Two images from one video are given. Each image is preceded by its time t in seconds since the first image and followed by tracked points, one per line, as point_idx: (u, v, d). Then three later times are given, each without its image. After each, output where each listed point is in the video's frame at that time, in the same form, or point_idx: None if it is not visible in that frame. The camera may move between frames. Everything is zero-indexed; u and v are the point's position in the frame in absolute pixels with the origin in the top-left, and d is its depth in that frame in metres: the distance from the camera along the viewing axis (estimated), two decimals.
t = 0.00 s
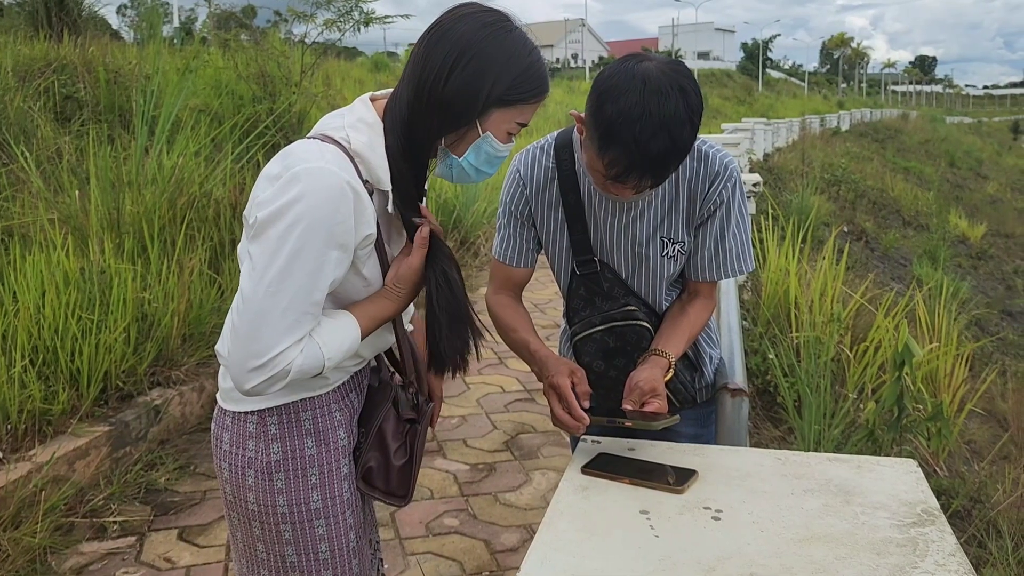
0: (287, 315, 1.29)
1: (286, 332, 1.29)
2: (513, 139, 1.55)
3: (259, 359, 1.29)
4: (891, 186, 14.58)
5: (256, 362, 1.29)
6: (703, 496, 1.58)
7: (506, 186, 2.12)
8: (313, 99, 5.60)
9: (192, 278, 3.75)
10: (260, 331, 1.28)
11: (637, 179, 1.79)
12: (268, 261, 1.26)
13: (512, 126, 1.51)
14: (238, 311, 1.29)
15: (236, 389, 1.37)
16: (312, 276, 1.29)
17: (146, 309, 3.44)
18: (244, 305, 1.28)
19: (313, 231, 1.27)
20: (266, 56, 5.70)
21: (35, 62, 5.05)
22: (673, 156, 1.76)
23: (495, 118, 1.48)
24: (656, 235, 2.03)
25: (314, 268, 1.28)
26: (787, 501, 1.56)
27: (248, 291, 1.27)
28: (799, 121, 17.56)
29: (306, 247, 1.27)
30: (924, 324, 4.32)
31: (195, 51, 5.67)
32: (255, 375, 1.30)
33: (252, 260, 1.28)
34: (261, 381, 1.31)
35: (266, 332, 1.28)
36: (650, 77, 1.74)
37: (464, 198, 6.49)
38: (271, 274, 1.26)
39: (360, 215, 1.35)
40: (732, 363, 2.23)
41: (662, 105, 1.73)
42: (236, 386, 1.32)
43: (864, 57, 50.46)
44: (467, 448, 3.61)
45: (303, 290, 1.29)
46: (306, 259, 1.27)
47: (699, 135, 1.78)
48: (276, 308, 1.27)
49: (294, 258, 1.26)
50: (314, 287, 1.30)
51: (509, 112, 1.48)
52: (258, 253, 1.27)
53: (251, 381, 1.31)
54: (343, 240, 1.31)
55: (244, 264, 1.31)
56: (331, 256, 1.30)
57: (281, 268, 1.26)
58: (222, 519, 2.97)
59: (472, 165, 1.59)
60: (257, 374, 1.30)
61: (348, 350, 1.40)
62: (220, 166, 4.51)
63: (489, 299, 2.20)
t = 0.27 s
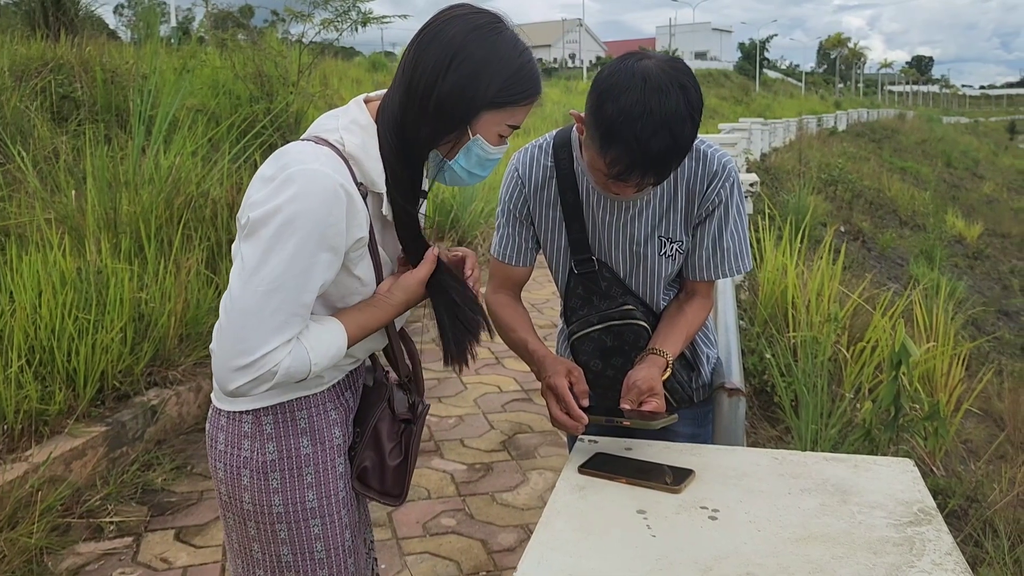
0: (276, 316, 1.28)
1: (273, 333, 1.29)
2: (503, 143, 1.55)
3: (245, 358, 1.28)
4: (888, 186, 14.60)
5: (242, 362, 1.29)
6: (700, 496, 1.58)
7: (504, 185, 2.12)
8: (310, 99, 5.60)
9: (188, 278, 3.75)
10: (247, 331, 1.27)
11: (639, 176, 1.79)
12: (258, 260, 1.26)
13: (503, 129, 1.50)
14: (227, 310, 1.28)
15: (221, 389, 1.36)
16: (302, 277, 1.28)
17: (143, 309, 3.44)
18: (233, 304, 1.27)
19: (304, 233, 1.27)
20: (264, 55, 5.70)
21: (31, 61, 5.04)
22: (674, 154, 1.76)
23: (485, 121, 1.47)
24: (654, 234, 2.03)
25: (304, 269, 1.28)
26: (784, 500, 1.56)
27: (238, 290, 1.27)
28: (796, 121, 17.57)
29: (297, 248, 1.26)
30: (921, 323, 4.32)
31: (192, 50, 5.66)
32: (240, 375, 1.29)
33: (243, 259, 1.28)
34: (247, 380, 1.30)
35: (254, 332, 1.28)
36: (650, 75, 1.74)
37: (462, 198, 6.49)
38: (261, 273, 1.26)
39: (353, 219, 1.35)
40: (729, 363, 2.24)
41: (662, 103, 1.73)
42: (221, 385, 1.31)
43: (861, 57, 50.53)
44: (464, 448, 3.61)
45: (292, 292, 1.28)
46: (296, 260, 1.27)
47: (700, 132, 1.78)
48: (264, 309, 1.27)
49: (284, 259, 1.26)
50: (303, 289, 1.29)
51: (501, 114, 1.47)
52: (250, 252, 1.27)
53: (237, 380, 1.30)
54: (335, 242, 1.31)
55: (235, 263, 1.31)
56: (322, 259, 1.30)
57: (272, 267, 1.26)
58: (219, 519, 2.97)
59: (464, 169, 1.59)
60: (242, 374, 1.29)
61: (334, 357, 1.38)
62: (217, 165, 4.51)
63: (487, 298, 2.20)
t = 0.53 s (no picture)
0: (268, 315, 1.28)
1: (265, 332, 1.29)
2: (500, 143, 1.54)
3: (237, 356, 1.29)
4: (884, 186, 14.62)
5: (231, 360, 1.30)
6: (696, 495, 1.58)
7: (502, 184, 2.12)
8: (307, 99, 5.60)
9: (185, 278, 3.74)
10: (238, 330, 1.28)
11: (638, 175, 1.79)
12: (250, 261, 1.26)
13: (498, 131, 1.50)
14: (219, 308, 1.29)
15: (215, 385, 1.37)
16: (294, 277, 1.28)
17: (139, 309, 3.44)
18: (224, 302, 1.28)
19: (295, 234, 1.26)
20: (260, 55, 5.69)
21: (27, 61, 5.03)
22: (674, 152, 1.76)
23: (480, 124, 1.46)
24: (652, 233, 2.03)
25: (296, 270, 1.28)
26: (781, 499, 1.56)
27: (230, 289, 1.27)
28: (794, 121, 17.60)
29: (289, 249, 1.26)
30: (918, 323, 4.33)
31: (189, 50, 5.65)
32: (230, 373, 1.31)
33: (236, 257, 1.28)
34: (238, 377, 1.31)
35: (246, 331, 1.28)
36: (650, 74, 1.75)
37: (459, 198, 6.49)
38: (253, 273, 1.26)
39: (347, 219, 1.35)
40: (726, 363, 2.24)
41: (662, 101, 1.73)
42: (211, 382, 1.33)
43: (858, 57, 50.60)
44: (461, 447, 3.60)
45: (283, 292, 1.28)
46: (287, 261, 1.26)
47: (698, 130, 1.79)
48: (254, 309, 1.27)
49: (276, 260, 1.26)
50: (295, 290, 1.29)
51: (494, 117, 1.47)
52: (242, 250, 1.27)
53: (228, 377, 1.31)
54: (328, 243, 1.30)
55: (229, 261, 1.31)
56: (314, 259, 1.29)
57: (263, 267, 1.26)
58: (216, 520, 2.96)
59: (459, 171, 1.60)
60: (233, 371, 1.30)
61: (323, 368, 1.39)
62: (214, 165, 4.50)
63: (486, 296, 2.20)
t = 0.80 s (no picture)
0: (268, 316, 1.28)
1: (265, 333, 1.29)
2: (500, 147, 1.55)
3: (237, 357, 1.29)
4: (882, 186, 14.64)
5: (231, 360, 1.30)
6: (694, 495, 1.58)
7: (501, 183, 2.11)
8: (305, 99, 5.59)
9: (183, 278, 3.74)
10: (237, 331, 1.28)
11: (636, 173, 1.79)
12: (249, 262, 1.26)
13: (499, 134, 1.51)
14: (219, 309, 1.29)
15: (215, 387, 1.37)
16: (294, 278, 1.28)
17: (137, 309, 3.43)
18: (225, 304, 1.28)
19: (294, 235, 1.26)
20: (258, 55, 5.69)
21: (25, 61, 5.03)
22: (673, 151, 1.77)
23: (480, 126, 1.47)
24: (651, 232, 2.03)
25: (295, 271, 1.27)
26: (779, 498, 1.56)
27: (230, 290, 1.27)
28: (792, 121, 17.62)
29: (287, 250, 1.26)
30: (915, 322, 4.33)
31: (187, 50, 5.64)
32: (230, 373, 1.31)
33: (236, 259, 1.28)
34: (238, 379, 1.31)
35: (246, 332, 1.28)
36: (649, 73, 1.75)
37: (457, 197, 6.49)
38: (252, 274, 1.26)
39: (347, 221, 1.35)
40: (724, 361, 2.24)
41: (661, 100, 1.73)
42: (212, 381, 1.33)
43: (856, 57, 50.65)
44: (459, 447, 3.60)
45: (283, 294, 1.28)
46: (286, 262, 1.26)
47: (697, 130, 1.79)
48: (253, 310, 1.27)
49: (275, 261, 1.26)
50: (295, 291, 1.29)
51: (494, 119, 1.47)
52: (242, 251, 1.27)
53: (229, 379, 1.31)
54: (328, 244, 1.30)
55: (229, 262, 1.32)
56: (313, 261, 1.29)
57: (263, 268, 1.26)
58: (214, 520, 2.96)
59: (459, 172, 1.60)
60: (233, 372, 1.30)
61: (323, 372, 1.39)
62: (211, 165, 4.50)
63: (486, 295, 2.20)
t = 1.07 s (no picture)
0: (265, 315, 1.28)
1: (261, 333, 1.28)
2: (498, 144, 1.56)
3: (232, 355, 1.28)
4: (880, 186, 14.65)
5: (227, 360, 1.28)
6: (692, 494, 1.58)
7: (498, 182, 2.11)
8: (302, 99, 5.60)
9: (180, 278, 3.74)
10: (234, 329, 1.27)
11: (635, 171, 1.79)
12: (248, 260, 1.26)
13: (496, 131, 1.51)
14: (216, 308, 1.28)
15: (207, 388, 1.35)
16: (292, 278, 1.27)
17: (134, 309, 3.43)
18: (222, 303, 1.27)
19: (294, 233, 1.26)
20: (256, 55, 5.69)
21: (22, 61, 5.03)
22: (671, 149, 1.77)
23: (479, 124, 1.47)
24: (648, 231, 2.03)
25: (294, 270, 1.27)
26: (776, 498, 1.56)
27: (228, 289, 1.27)
28: (790, 121, 17.63)
29: (287, 248, 1.26)
30: (913, 322, 4.34)
31: (184, 50, 5.64)
32: (225, 374, 1.29)
33: (234, 257, 1.28)
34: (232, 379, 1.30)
35: (242, 331, 1.27)
36: (647, 71, 1.75)
37: (455, 197, 6.49)
38: (250, 273, 1.26)
39: (346, 222, 1.34)
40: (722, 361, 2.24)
41: (659, 98, 1.73)
42: (205, 382, 1.31)
43: (853, 57, 50.71)
44: (457, 447, 3.60)
45: (281, 293, 1.28)
46: (285, 261, 1.26)
47: (695, 128, 1.79)
48: (251, 308, 1.26)
49: (274, 260, 1.26)
50: (293, 290, 1.28)
51: (492, 117, 1.48)
52: (240, 250, 1.27)
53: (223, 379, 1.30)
54: (327, 245, 1.30)
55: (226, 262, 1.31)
56: (311, 260, 1.29)
57: (261, 268, 1.26)
58: (212, 520, 2.96)
59: (456, 170, 1.60)
60: (228, 372, 1.29)
61: (318, 381, 1.38)
62: (209, 165, 4.50)
63: (486, 295, 2.19)
